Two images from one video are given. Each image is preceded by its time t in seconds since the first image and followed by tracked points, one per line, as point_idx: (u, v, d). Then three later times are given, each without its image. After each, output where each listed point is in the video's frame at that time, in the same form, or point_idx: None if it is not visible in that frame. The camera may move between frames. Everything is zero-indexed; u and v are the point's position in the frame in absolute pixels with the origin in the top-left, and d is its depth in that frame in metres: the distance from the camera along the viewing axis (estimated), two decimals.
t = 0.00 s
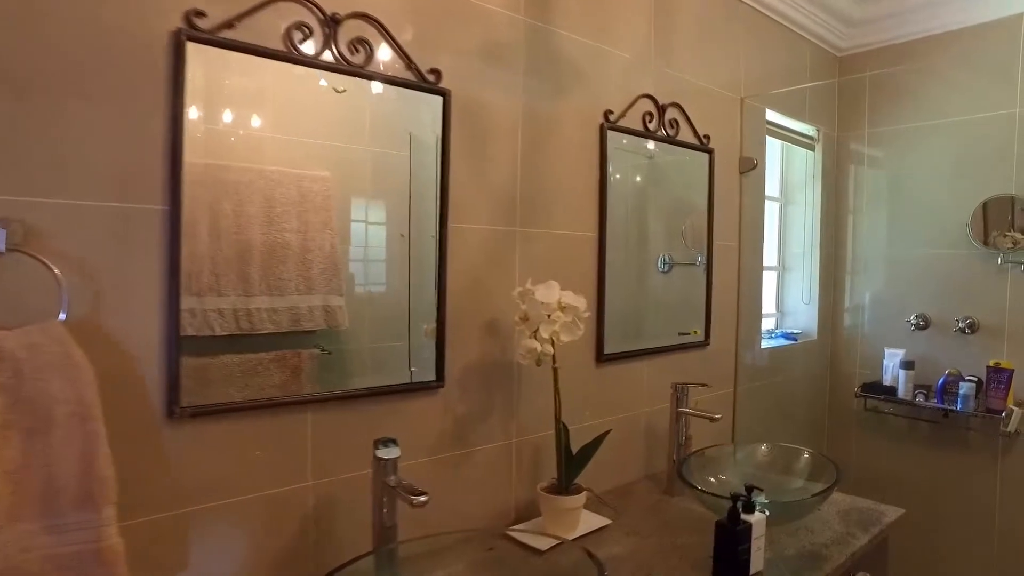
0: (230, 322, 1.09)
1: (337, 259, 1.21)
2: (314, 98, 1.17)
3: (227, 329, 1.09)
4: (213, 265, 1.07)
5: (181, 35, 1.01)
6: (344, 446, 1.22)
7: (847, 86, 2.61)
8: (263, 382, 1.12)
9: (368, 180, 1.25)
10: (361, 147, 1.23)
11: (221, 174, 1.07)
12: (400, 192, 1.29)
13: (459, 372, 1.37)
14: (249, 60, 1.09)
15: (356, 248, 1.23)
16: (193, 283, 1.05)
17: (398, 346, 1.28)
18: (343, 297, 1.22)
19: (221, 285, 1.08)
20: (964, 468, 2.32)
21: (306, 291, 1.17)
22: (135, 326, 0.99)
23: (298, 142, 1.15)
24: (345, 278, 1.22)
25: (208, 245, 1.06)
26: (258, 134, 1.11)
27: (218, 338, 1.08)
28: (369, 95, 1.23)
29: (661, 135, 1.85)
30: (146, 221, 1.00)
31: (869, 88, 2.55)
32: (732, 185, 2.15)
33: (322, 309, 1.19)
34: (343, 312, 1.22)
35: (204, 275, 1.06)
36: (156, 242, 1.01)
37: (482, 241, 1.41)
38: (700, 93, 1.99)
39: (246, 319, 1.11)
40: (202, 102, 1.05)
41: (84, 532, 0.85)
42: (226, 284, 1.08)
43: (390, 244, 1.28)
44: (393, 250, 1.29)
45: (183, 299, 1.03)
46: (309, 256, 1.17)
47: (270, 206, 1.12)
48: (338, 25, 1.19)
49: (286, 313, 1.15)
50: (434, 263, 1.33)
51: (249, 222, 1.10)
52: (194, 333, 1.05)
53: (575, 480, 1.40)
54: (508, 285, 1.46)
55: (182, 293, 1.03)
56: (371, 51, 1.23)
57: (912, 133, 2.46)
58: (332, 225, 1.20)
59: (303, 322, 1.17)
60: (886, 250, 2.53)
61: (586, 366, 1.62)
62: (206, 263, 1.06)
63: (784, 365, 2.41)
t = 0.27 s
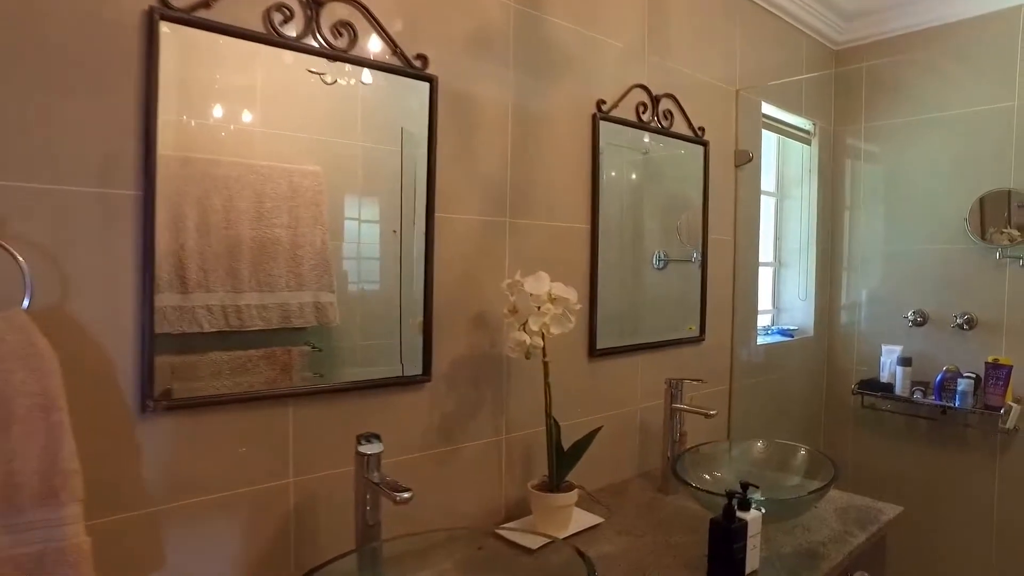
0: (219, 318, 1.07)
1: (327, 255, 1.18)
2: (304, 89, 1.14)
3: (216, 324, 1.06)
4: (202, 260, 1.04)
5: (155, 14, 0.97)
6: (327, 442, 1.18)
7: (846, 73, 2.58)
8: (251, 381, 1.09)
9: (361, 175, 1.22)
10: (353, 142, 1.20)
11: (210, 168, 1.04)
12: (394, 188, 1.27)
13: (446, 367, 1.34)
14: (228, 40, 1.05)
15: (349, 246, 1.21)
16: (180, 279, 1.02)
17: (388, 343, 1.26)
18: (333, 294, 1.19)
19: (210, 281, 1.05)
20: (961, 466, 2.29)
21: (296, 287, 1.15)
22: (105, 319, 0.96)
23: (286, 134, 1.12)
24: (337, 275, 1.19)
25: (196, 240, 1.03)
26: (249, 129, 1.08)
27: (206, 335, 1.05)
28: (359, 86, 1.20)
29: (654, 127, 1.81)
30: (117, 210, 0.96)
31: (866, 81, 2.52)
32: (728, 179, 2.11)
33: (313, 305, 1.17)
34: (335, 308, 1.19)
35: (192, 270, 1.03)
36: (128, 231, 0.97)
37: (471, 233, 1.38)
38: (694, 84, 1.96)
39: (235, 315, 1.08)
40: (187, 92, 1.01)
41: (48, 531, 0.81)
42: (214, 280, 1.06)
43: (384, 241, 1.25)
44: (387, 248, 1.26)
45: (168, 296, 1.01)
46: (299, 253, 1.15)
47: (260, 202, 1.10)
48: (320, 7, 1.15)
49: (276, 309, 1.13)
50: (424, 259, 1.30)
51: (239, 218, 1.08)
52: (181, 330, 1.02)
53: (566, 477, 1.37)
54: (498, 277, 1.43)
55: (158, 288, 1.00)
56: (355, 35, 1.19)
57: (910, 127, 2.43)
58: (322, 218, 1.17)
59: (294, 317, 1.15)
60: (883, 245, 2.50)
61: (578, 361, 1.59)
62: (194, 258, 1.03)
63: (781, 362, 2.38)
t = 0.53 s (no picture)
0: (212, 314, 1.05)
1: (322, 251, 1.16)
2: (298, 81, 1.12)
3: (209, 319, 1.05)
4: (195, 255, 1.03)
5: None
6: (318, 436, 1.16)
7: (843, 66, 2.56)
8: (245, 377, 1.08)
9: (356, 171, 1.20)
10: (348, 138, 1.19)
11: (204, 162, 1.03)
12: (390, 184, 1.25)
13: (440, 360, 1.32)
14: (216, 24, 1.03)
15: (345, 244, 1.19)
16: (173, 274, 1.01)
17: (384, 340, 1.24)
18: (328, 290, 1.17)
19: (203, 276, 1.04)
20: (960, 462, 2.28)
21: (290, 283, 1.13)
22: (90, 311, 0.93)
23: (279, 127, 1.10)
24: (333, 272, 1.18)
25: (189, 235, 1.02)
26: (244, 125, 1.06)
27: (199, 331, 1.04)
28: (353, 79, 1.19)
29: (651, 119, 1.79)
30: (100, 200, 0.94)
31: (864, 74, 2.50)
32: (725, 172, 2.10)
33: (307, 301, 1.15)
34: (330, 304, 1.17)
35: (185, 266, 1.02)
36: (112, 222, 0.95)
37: (466, 225, 1.36)
38: (691, 76, 1.94)
39: (229, 311, 1.07)
40: (178, 86, 1.00)
41: (27, 526, 0.80)
42: (207, 276, 1.04)
43: (380, 238, 1.24)
44: (383, 245, 1.24)
45: (160, 292, 1.00)
46: (294, 248, 1.13)
47: (254, 196, 1.08)
48: None
49: (271, 305, 1.11)
50: (418, 256, 1.28)
51: (233, 214, 1.06)
52: (174, 326, 1.01)
53: (562, 472, 1.35)
54: (492, 270, 1.40)
55: (146, 284, 0.98)
56: (345, 21, 1.17)
57: (908, 122, 2.42)
58: (317, 213, 1.16)
59: (289, 313, 1.13)
60: (882, 241, 2.49)
61: (574, 355, 1.57)
62: (186, 253, 1.02)
63: (779, 358, 2.36)
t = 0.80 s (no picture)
0: (207, 306, 1.04)
1: (318, 242, 1.16)
2: (292, 69, 1.11)
3: (204, 311, 1.04)
4: (189, 246, 1.02)
5: None
6: (311, 425, 1.15)
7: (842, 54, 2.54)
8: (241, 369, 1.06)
9: (352, 162, 1.19)
10: (343, 128, 1.18)
11: (199, 153, 1.02)
12: (386, 175, 1.24)
13: (435, 348, 1.30)
14: (207, 5, 1.01)
15: (341, 237, 1.18)
16: (167, 266, 1.00)
17: (379, 330, 1.23)
18: (323, 282, 1.16)
19: (198, 268, 1.03)
20: (958, 453, 2.27)
21: (286, 275, 1.12)
22: (78, 298, 0.92)
23: (274, 115, 1.09)
24: (329, 263, 1.17)
25: (183, 227, 1.01)
26: (239, 116, 1.06)
27: (194, 322, 1.03)
28: (349, 68, 1.17)
29: (648, 107, 1.78)
30: (88, 184, 0.92)
31: (862, 64, 2.49)
32: (723, 162, 2.08)
33: (303, 292, 1.14)
34: (325, 296, 1.16)
35: (179, 257, 1.01)
36: (100, 208, 0.93)
37: (462, 213, 1.34)
38: (689, 64, 1.92)
39: (224, 303, 1.06)
40: (171, 75, 0.99)
41: (14, 512, 0.78)
42: (202, 267, 1.03)
43: (377, 231, 1.23)
44: (380, 239, 1.23)
45: (154, 283, 0.99)
46: (289, 239, 1.12)
47: (249, 186, 1.07)
48: None
49: (266, 297, 1.10)
50: (414, 249, 1.26)
51: (227, 204, 1.05)
52: (168, 318, 1.00)
53: (559, 462, 1.34)
54: (488, 258, 1.39)
55: (139, 275, 0.97)
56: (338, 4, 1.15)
57: (907, 113, 2.41)
58: (314, 203, 1.15)
59: (284, 305, 1.12)
60: (880, 232, 2.48)
61: (571, 344, 1.55)
62: (181, 245, 1.01)
63: (777, 349, 2.36)
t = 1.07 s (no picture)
0: (203, 293, 1.03)
1: (314, 228, 1.15)
2: (288, 54, 1.10)
3: (200, 298, 1.03)
4: (185, 233, 1.01)
5: None
6: (307, 407, 1.14)
7: (841, 39, 2.52)
8: (237, 353, 1.06)
9: (349, 150, 1.19)
10: (339, 115, 1.17)
11: (195, 139, 1.01)
12: (383, 162, 1.23)
13: (432, 331, 1.30)
14: None
15: (338, 225, 1.18)
16: (162, 252, 0.99)
17: (375, 313, 1.22)
18: (320, 270, 1.16)
19: (194, 255, 1.02)
20: (954, 439, 2.28)
21: (282, 262, 1.12)
22: (71, 281, 0.91)
23: (270, 98, 1.08)
24: (325, 251, 1.16)
25: (179, 214, 1.00)
26: (235, 103, 1.04)
27: (190, 309, 1.02)
28: (345, 53, 1.17)
29: (646, 92, 1.76)
30: (79, 165, 0.91)
31: (861, 49, 2.47)
32: (721, 147, 2.07)
33: (300, 280, 1.14)
34: (322, 284, 1.16)
35: (175, 243, 1.00)
36: (92, 190, 0.92)
37: (458, 197, 1.33)
38: (687, 48, 1.91)
39: (220, 291, 1.05)
40: (165, 60, 0.98)
41: (7, 492, 0.78)
42: (197, 254, 1.03)
43: (374, 219, 1.22)
44: (377, 229, 1.23)
45: (149, 270, 0.98)
46: (285, 224, 1.12)
47: (244, 173, 1.06)
48: None
49: (262, 284, 1.10)
50: (410, 237, 1.26)
51: (223, 190, 1.04)
52: (163, 305, 0.99)
53: (556, 445, 1.33)
54: (485, 241, 1.38)
55: (134, 261, 0.96)
56: None
57: (906, 99, 2.39)
58: (310, 191, 1.14)
59: (280, 292, 1.11)
60: (878, 219, 2.47)
61: (568, 328, 1.55)
62: (177, 232, 1.00)
63: (774, 335, 2.35)
